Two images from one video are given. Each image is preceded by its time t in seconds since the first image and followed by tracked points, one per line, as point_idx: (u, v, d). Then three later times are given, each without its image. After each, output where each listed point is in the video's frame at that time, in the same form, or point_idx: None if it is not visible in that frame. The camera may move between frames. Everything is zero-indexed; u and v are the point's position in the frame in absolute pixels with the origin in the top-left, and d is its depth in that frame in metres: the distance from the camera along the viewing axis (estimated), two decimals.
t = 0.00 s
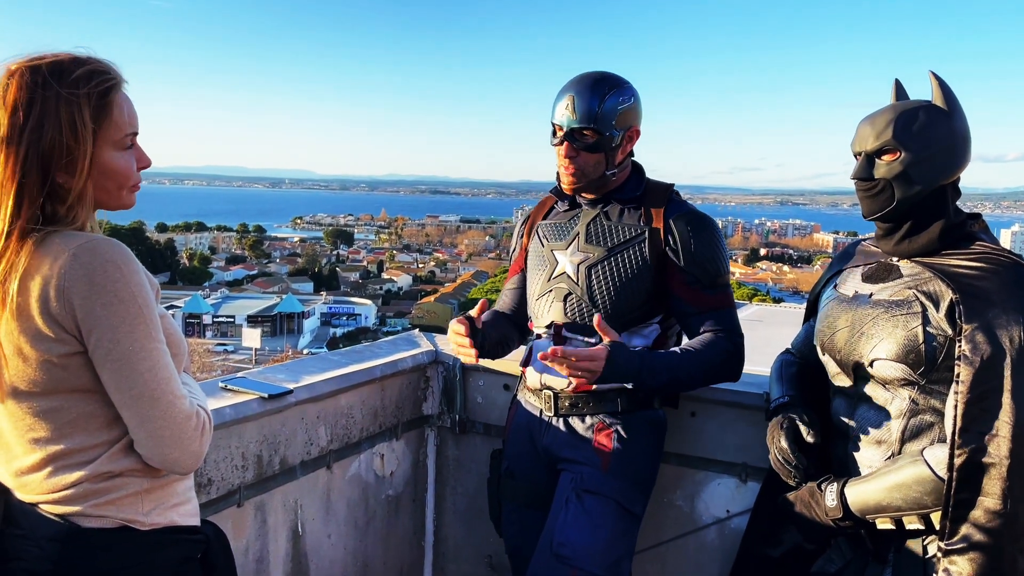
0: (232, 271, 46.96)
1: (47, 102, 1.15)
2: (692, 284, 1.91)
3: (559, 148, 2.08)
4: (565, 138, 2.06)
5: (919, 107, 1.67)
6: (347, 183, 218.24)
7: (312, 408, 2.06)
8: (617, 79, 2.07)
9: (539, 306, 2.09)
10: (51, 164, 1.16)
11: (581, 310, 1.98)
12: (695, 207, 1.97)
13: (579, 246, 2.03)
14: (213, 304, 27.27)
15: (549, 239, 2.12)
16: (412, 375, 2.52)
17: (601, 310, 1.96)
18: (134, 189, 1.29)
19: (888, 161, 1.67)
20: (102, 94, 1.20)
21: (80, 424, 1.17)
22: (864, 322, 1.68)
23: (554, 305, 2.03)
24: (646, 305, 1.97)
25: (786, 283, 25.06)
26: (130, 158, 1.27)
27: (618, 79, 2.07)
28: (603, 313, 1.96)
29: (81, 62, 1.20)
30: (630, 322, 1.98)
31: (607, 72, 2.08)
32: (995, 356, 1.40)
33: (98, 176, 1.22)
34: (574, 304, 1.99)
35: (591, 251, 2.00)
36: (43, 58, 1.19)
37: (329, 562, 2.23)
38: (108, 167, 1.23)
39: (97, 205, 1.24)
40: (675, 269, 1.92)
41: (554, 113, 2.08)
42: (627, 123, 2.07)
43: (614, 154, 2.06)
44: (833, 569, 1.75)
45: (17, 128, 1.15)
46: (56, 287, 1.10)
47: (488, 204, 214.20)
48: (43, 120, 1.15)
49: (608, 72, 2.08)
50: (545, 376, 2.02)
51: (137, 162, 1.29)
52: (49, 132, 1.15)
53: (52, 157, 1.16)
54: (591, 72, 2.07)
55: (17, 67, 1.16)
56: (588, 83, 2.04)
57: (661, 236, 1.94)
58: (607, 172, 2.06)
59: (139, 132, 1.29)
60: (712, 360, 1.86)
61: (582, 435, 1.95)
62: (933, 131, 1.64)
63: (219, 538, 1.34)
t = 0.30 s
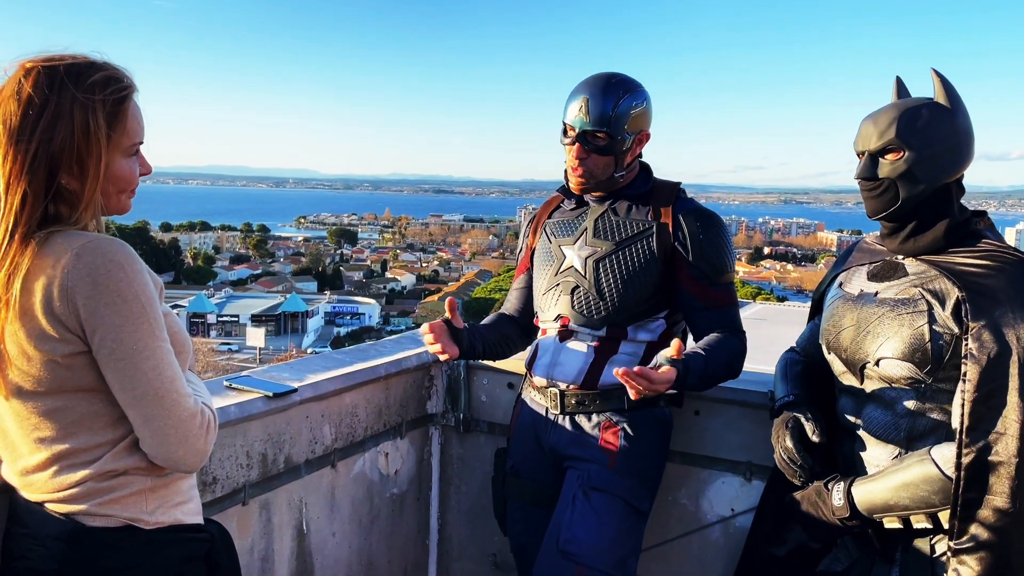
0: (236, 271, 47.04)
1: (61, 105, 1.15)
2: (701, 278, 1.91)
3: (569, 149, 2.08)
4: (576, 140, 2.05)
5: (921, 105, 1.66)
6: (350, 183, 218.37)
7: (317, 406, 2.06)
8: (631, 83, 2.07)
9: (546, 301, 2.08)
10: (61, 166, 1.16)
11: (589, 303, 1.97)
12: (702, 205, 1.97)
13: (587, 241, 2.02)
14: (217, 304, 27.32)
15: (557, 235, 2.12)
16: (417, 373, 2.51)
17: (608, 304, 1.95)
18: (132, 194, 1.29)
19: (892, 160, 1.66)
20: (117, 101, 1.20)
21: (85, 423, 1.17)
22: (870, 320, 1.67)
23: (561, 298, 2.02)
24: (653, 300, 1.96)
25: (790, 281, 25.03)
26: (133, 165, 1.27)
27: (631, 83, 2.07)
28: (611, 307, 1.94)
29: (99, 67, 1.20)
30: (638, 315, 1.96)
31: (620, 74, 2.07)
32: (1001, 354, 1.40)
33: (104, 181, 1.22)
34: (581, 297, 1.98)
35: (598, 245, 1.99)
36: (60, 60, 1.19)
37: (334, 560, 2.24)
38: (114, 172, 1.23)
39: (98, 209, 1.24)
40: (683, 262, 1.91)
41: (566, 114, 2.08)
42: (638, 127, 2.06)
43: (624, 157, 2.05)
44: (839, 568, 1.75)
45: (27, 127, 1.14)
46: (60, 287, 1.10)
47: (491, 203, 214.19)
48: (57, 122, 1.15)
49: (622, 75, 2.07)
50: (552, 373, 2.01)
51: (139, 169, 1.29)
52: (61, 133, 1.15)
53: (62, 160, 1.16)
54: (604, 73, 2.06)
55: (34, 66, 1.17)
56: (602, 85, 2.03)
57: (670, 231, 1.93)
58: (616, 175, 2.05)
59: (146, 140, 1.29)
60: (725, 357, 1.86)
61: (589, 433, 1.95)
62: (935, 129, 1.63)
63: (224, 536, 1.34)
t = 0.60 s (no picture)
0: (238, 270, 47.09)
1: (56, 100, 1.14)
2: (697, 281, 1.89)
3: (569, 149, 2.07)
4: (575, 140, 2.05)
5: (929, 101, 1.65)
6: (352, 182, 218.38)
7: (319, 406, 2.06)
8: (627, 80, 2.06)
9: (550, 301, 2.07)
10: (60, 163, 1.16)
11: (594, 305, 1.96)
12: (703, 203, 1.95)
13: (590, 240, 2.01)
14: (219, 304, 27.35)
15: (559, 235, 2.12)
16: (419, 372, 2.51)
17: (613, 303, 1.94)
18: (135, 189, 1.29)
19: (899, 157, 1.65)
20: (112, 94, 1.20)
21: (87, 423, 1.16)
22: (875, 318, 1.66)
23: (565, 298, 2.02)
24: (657, 297, 1.96)
25: (793, 280, 24.98)
26: (133, 158, 1.27)
27: (627, 80, 2.06)
28: (616, 307, 1.94)
29: (90, 61, 1.19)
30: (643, 313, 1.96)
31: (616, 72, 2.07)
32: (1007, 352, 1.39)
33: (105, 176, 1.22)
34: (586, 298, 1.97)
35: (601, 244, 1.98)
36: (52, 56, 1.18)
37: (337, 560, 2.23)
38: (114, 167, 1.23)
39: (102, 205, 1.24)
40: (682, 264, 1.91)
41: (564, 114, 2.07)
42: (636, 123, 2.05)
43: (624, 154, 2.04)
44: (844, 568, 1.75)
45: (25, 125, 1.14)
46: (61, 286, 1.10)
47: (493, 202, 214.17)
48: (53, 119, 1.14)
49: (618, 72, 2.07)
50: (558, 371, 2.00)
51: (140, 163, 1.29)
52: (59, 130, 1.15)
53: (61, 157, 1.16)
54: (600, 72, 2.06)
55: (26, 65, 1.16)
56: (598, 84, 2.03)
57: (671, 229, 1.93)
58: (618, 173, 2.05)
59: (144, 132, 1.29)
60: (694, 364, 1.85)
61: (595, 432, 1.94)
62: (944, 125, 1.62)
63: (226, 536, 1.34)
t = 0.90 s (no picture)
0: (238, 270, 47.11)
1: (56, 101, 1.14)
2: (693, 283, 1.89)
3: (560, 149, 2.07)
4: (567, 139, 2.04)
5: (925, 102, 1.64)
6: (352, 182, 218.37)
7: (319, 406, 2.06)
8: (617, 77, 2.05)
9: (548, 304, 2.08)
10: (60, 164, 1.16)
11: (591, 309, 1.96)
12: (700, 203, 1.94)
13: (586, 243, 2.01)
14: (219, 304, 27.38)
15: (556, 236, 2.12)
16: (419, 372, 2.51)
17: (610, 306, 1.94)
18: (135, 189, 1.29)
19: (899, 161, 1.64)
20: (111, 94, 1.20)
21: (87, 425, 1.16)
22: (875, 318, 1.66)
23: (562, 301, 2.02)
24: (654, 300, 1.96)
25: (793, 279, 25.00)
26: (133, 159, 1.27)
27: (617, 77, 2.06)
28: (613, 309, 1.94)
29: (90, 62, 1.19)
30: (637, 317, 1.96)
31: (605, 71, 2.06)
32: (1008, 351, 1.39)
33: (104, 177, 1.22)
34: (583, 301, 1.97)
35: (597, 247, 1.99)
36: (50, 56, 1.18)
37: (337, 560, 2.23)
38: (114, 167, 1.23)
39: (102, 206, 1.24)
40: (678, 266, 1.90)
41: (554, 114, 2.07)
42: (628, 120, 2.04)
43: (616, 152, 2.04)
44: (844, 567, 1.74)
45: (25, 125, 1.14)
46: (60, 288, 1.10)
47: (493, 201, 214.14)
48: (53, 120, 1.14)
49: (608, 71, 2.07)
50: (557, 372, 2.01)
51: (139, 163, 1.29)
52: (59, 130, 1.15)
53: (61, 158, 1.16)
54: (589, 71, 2.06)
55: (25, 66, 1.16)
56: (588, 82, 2.02)
57: (667, 230, 1.93)
58: (610, 172, 2.04)
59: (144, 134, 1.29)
60: (704, 360, 1.85)
61: (593, 432, 1.94)
62: (942, 127, 1.61)
63: (225, 534, 1.34)
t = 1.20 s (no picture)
0: (237, 271, 47.09)
1: (53, 101, 1.14)
2: (690, 283, 1.88)
3: (553, 150, 2.07)
4: (559, 140, 2.05)
5: (921, 100, 1.63)
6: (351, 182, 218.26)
7: (318, 407, 2.06)
8: (608, 77, 2.05)
9: (545, 305, 2.08)
10: (60, 165, 1.16)
11: (587, 310, 1.96)
12: (697, 201, 1.94)
13: (581, 243, 2.01)
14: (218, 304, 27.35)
15: (552, 236, 2.11)
16: (418, 372, 2.51)
17: (607, 307, 1.94)
18: (136, 189, 1.29)
19: (894, 159, 1.64)
20: (109, 93, 1.19)
21: (85, 427, 1.16)
22: (873, 316, 1.66)
23: (559, 303, 2.02)
24: (651, 299, 1.96)
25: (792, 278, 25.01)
26: (133, 158, 1.27)
27: (608, 77, 2.05)
28: (609, 310, 1.94)
29: (85, 61, 1.19)
30: (634, 318, 1.96)
31: (596, 71, 2.06)
32: (1006, 348, 1.38)
33: (105, 176, 1.21)
34: (580, 302, 1.97)
35: (593, 248, 1.99)
36: (47, 57, 1.18)
37: (337, 560, 2.23)
38: (114, 166, 1.23)
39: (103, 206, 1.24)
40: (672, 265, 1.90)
41: (546, 116, 2.07)
42: (619, 120, 2.04)
43: (608, 153, 2.03)
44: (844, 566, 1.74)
45: (23, 126, 1.14)
46: (57, 290, 1.10)
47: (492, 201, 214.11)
48: (51, 120, 1.14)
49: (598, 71, 2.06)
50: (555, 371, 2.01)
51: (139, 162, 1.29)
52: (57, 130, 1.14)
53: (61, 159, 1.15)
54: (580, 72, 2.06)
55: (22, 67, 1.15)
56: (578, 83, 2.02)
57: (662, 229, 1.92)
58: (602, 172, 2.04)
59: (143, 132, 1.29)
60: (702, 361, 1.84)
61: (592, 432, 1.94)
62: (938, 124, 1.61)
63: (225, 536, 1.34)
